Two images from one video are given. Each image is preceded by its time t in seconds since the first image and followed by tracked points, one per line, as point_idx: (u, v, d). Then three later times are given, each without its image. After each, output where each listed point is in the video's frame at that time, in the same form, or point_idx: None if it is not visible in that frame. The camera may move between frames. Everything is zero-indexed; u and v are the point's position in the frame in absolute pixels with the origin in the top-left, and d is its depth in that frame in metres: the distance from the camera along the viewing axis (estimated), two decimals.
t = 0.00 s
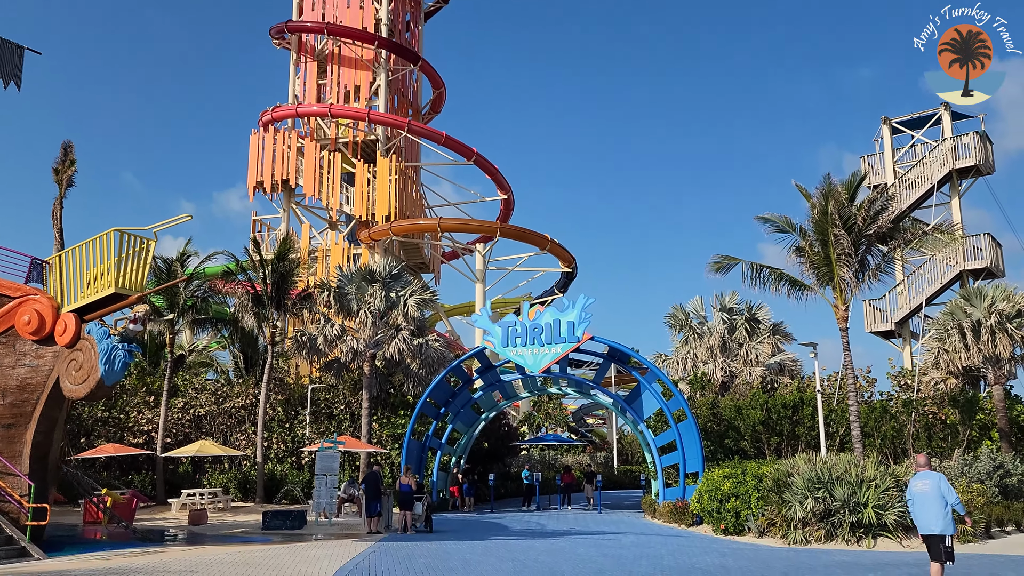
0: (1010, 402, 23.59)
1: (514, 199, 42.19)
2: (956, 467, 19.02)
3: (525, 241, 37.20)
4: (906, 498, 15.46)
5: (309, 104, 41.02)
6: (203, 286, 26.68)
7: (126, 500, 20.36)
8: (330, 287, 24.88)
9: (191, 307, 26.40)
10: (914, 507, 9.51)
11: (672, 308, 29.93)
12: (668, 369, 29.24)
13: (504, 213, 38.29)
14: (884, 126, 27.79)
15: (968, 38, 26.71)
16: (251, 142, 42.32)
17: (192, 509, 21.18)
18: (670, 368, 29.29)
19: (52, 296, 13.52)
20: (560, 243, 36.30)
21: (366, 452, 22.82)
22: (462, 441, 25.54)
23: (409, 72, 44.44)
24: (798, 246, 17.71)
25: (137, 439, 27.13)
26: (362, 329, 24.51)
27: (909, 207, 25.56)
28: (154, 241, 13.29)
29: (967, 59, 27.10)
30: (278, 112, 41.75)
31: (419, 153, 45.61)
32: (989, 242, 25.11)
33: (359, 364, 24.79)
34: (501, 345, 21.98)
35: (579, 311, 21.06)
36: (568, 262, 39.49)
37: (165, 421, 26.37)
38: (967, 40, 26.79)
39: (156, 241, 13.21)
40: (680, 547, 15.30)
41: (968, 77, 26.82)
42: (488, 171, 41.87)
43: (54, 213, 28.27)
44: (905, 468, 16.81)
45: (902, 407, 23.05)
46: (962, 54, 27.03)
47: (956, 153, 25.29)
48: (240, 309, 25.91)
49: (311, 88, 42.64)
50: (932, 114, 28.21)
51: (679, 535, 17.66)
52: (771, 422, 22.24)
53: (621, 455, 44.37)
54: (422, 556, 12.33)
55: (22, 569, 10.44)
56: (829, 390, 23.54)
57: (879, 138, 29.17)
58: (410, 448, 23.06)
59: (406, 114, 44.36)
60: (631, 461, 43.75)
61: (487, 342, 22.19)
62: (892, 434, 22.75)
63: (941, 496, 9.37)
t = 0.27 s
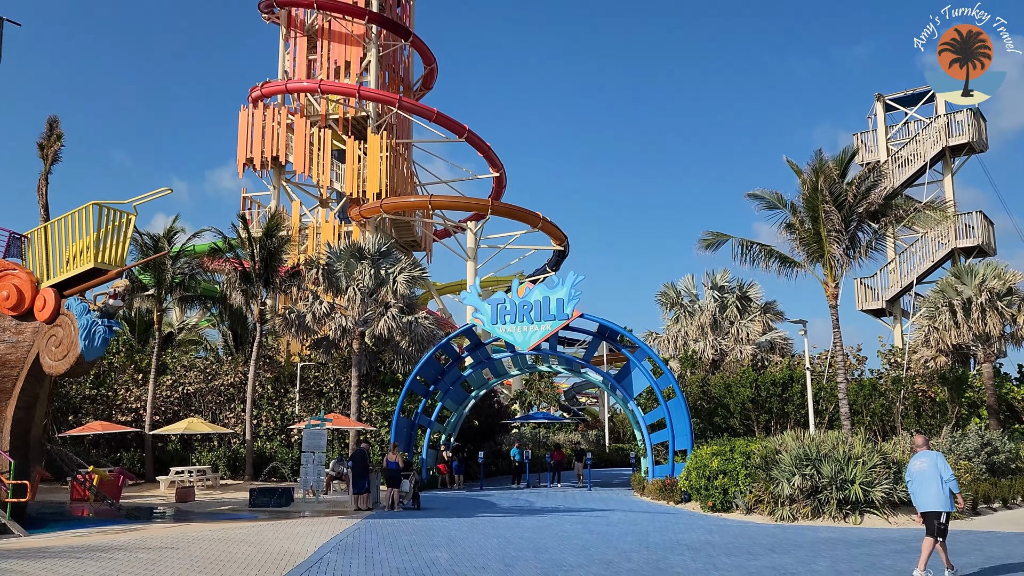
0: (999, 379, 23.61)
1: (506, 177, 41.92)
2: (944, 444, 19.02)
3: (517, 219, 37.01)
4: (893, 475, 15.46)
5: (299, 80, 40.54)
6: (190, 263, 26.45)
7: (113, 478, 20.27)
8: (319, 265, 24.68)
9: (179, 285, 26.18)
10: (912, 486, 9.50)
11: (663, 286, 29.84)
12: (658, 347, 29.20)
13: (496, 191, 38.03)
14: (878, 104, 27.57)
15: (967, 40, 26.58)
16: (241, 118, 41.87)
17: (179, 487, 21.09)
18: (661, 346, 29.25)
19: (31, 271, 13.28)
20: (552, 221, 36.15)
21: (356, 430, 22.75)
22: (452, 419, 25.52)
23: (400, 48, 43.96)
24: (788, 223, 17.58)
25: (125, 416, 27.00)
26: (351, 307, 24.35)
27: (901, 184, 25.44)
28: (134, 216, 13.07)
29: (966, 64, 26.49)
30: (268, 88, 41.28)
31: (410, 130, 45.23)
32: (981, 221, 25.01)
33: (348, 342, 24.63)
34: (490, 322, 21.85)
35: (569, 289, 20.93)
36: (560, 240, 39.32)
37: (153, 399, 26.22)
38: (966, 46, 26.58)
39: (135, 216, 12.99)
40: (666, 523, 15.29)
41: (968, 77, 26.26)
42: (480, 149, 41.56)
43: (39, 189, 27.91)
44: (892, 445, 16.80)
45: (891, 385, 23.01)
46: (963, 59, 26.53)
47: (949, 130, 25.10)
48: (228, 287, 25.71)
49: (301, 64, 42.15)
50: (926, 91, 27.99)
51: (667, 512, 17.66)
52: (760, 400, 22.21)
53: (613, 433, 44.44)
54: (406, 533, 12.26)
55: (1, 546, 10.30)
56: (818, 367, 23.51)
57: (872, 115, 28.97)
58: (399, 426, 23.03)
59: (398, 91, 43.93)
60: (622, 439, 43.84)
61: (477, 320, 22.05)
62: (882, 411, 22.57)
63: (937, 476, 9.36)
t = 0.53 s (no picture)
0: (988, 359, 23.61)
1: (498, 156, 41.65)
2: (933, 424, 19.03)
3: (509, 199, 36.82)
4: (881, 454, 15.46)
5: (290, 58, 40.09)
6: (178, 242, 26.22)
7: (100, 458, 20.18)
8: (308, 244, 24.48)
9: (168, 264, 25.97)
10: (904, 463, 9.95)
11: (655, 266, 29.75)
12: (649, 327, 29.15)
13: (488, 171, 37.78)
14: (872, 83, 27.37)
15: (967, 41, 26.06)
16: (231, 96, 41.41)
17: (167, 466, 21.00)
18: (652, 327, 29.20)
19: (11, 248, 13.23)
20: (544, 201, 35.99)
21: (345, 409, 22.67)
22: (442, 399, 25.48)
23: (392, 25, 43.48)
24: (779, 202, 17.45)
25: (114, 396, 26.86)
26: (340, 287, 24.18)
27: (894, 164, 25.29)
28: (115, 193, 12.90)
29: (965, 61, 25.66)
30: (258, 66, 40.81)
31: (402, 109, 44.87)
32: (973, 201, 24.90)
33: (337, 321, 24.47)
34: (479, 302, 21.71)
35: (559, 268, 20.80)
36: (553, 220, 39.15)
37: (142, 378, 26.07)
38: (966, 46, 26.00)
39: (117, 193, 12.82)
40: (653, 502, 15.27)
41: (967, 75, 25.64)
42: (472, 128, 41.25)
43: (25, 166, 27.57)
44: (880, 424, 16.78)
45: (881, 364, 22.96)
46: (961, 57, 25.88)
47: (943, 110, 24.91)
48: (216, 266, 25.51)
49: (292, 42, 41.67)
50: (921, 70, 27.79)
51: (656, 491, 17.64)
52: (750, 379, 22.19)
53: (605, 413, 44.50)
54: (391, 513, 12.17)
55: None
56: (808, 347, 23.48)
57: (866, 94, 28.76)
58: (389, 406, 22.98)
59: (389, 69, 43.52)
60: (614, 419, 43.93)
61: (466, 300, 21.90)
62: (871, 390, 22.68)
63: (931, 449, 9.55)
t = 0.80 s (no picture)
0: (979, 339, 23.59)
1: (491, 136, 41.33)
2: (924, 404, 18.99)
3: (502, 179, 36.59)
4: (870, 434, 15.43)
5: (280, 35, 39.60)
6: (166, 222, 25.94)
7: (87, 438, 20.06)
8: (297, 222, 24.26)
9: (156, 243, 25.73)
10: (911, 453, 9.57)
11: (647, 246, 29.61)
12: (641, 307, 29.05)
13: (481, 150, 37.49)
14: (867, 62, 27.13)
15: (967, 39, 25.20)
16: (221, 74, 40.91)
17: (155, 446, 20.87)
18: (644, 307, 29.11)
19: None
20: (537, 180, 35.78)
21: (334, 389, 22.55)
22: (433, 379, 25.43)
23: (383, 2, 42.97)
24: (771, 180, 17.30)
25: (103, 375, 26.69)
26: (330, 266, 23.98)
27: (888, 143, 25.12)
28: (94, 168, 12.67)
29: (966, 61, 24.80)
30: (248, 43, 40.30)
31: (395, 88, 44.46)
32: (967, 180, 24.76)
33: (327, 301, 24.28)
34: (469, 282, 21.55)
35: (549, 247, 20.65)
36: (546, 200, 38.94)
37: (131, 358, 25.89)
38: (967, 43, 25.16)
39: (95, 168, 12.60)
40: (641, 482, 15.23)
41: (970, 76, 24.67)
42: (465, 107, 40.90)
43: (11, 143, 27.20)
44: (870, 404, 16.74)
45: (872, 344, 22.89)
46: (963, 55, 24.95)
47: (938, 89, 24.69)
48: (205, 245, 25.29)
49: (283, 19, 41.18)
50: (916, 49, 27.55)
51: (645, 471, 17.60)
52: (741, 359, 22.14)
53: (597, 393, 44.53)
54: (377, 493, 12.06)
55: None
56: (799, 327, 23.43)
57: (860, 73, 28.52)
58: (378, 386, 22.92)
59: (381, 47, 43.06)
60: (607, 400, 43.96)
61: (456, 279, 21.73)
62: (862, 370, 22.66)
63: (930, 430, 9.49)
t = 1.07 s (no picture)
0: (970, 318, 23.58)
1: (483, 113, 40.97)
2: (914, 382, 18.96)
3: (494, 157, 36.30)
4: (858, 412, 15.40)
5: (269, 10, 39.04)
6: (152, 199, 25.65)
7: (73, 417, 19.92)
8: (285, 200, 23.98)
9: (142, 221, 25.44)
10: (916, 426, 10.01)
11: (639, 225, 29.46)
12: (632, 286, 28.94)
13: (472, 128, 37.13)
14: (861, 39, 26.86)
15: (968, 39, 24.25)
16: (209, 50, 40.35)
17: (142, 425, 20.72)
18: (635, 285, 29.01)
19: None
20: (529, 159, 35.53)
21: (323, 368, 22.40)
22: (423, 357, 25.33)
23: None
24: (762, 157, 17.12)
25: (90, 354, 26.50)
26: (318, 244, 23.74)
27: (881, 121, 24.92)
28: (72, 142, 12.38)
29: (965, 61, 24.23)
30: (236, 18, 39.73)
31: (386, 64, 43.97)
32: (959, 158, 24.62)
33: (316, 280, 24.07)
34: (458, 260, 21.36)
35: (539, 225, 20.47)
36: (538, 178, 38.66)
37: (118, 337, 25.68)
38: (967, 42, 24.31)
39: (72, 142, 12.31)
40: (629, 461, 15.18)
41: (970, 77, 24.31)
42: (457, 84, 40.49)
43: None
44: (859, 382, 16.70)
45: (863, 323, 22.80)
46: (963, 54, 24.31)
47: (932, 66, 24.45)
48: (192, 223, 25.02)
49: None
50: (911, 25, 27.28)
51: (634, 450, 17.55)
52: (731, 338, 22.07)
53: (589, 373, 44.54)
54: (361, 472, 11.94)
55: None
56: (790, 306, 23.35)
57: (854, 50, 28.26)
58: (367, 365, 22.79)
59: (372, 23, 42.51)
60: (599, 379, 43.98)
61: (445, 258, 21.53)
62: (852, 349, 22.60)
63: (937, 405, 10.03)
